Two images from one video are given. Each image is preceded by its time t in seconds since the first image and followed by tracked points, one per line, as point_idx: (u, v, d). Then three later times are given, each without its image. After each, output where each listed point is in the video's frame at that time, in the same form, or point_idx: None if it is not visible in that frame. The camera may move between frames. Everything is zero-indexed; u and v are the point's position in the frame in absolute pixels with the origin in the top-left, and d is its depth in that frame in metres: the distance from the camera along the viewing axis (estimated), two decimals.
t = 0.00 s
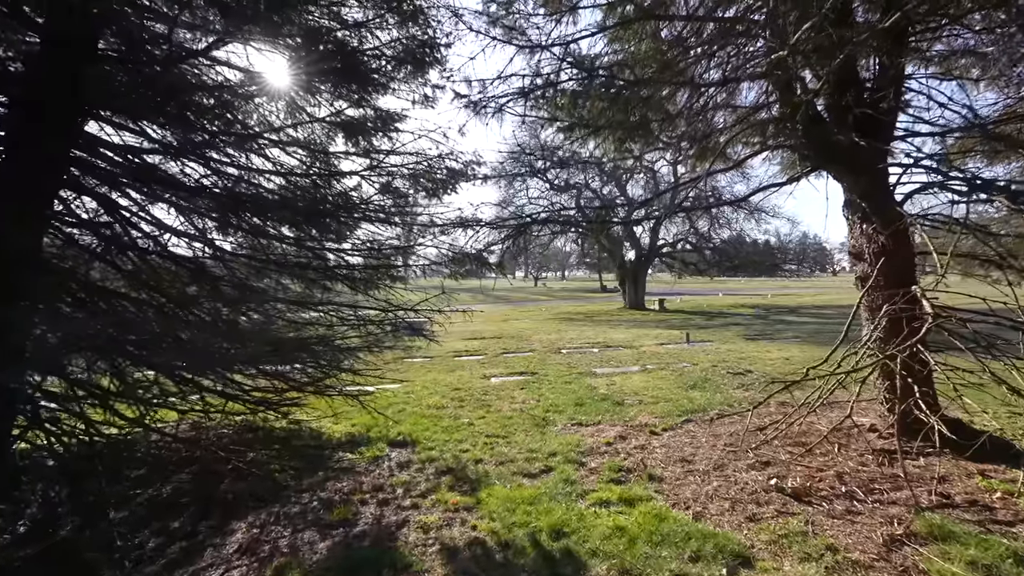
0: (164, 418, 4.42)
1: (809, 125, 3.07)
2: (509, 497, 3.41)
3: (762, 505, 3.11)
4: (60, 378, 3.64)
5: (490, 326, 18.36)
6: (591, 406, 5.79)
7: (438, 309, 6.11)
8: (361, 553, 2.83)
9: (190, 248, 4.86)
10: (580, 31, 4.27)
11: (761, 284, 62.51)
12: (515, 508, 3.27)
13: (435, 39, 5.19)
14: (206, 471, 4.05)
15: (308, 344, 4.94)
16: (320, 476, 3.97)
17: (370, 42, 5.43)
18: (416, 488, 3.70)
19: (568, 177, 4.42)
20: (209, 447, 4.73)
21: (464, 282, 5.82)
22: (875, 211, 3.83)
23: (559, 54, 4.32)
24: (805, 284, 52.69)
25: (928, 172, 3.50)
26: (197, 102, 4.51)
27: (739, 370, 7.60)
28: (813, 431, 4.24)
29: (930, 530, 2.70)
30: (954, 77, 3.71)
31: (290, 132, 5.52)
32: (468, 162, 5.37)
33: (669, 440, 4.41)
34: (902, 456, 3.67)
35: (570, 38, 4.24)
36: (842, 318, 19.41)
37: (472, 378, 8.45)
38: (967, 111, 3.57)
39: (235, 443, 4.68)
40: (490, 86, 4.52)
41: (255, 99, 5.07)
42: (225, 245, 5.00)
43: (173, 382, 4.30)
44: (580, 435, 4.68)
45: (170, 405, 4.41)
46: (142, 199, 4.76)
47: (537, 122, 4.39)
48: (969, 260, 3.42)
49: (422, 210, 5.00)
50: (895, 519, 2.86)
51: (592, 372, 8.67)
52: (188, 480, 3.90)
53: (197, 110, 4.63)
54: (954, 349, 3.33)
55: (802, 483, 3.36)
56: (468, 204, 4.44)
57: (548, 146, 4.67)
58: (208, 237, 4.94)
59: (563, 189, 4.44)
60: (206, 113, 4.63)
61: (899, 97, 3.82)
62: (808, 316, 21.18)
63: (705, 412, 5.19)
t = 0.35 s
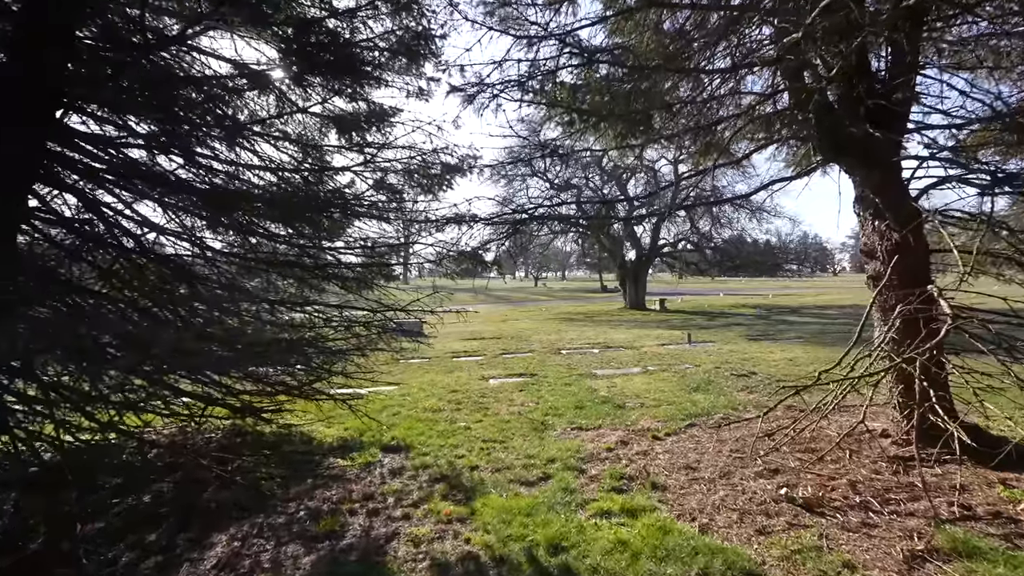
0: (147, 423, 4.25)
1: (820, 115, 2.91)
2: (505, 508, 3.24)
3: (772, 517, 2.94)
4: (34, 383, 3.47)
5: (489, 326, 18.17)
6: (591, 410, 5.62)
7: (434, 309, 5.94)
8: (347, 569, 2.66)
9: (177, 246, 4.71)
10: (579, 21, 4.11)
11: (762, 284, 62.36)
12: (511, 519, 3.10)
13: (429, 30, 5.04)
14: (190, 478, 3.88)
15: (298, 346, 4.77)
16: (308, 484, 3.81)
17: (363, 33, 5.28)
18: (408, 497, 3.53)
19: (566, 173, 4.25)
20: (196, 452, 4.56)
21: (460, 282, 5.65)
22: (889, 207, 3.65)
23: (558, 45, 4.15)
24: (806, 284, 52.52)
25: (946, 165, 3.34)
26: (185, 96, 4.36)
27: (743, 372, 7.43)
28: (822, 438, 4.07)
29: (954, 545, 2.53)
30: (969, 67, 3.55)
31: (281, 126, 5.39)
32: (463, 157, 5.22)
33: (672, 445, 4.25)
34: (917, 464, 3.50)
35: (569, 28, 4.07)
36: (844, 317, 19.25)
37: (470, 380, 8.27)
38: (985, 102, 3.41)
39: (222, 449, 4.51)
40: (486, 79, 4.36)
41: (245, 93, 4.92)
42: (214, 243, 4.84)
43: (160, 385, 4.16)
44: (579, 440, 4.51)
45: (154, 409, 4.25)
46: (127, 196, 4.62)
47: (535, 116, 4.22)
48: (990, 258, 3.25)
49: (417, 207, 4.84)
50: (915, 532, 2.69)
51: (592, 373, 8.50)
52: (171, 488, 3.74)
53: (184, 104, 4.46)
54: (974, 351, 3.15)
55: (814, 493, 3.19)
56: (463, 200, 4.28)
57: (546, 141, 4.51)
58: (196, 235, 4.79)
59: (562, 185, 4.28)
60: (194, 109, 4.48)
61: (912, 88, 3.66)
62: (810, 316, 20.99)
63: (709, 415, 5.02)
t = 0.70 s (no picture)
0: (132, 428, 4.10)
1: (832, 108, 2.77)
2: (502, 519, 3.09)
3: (783, 531, 2.79)
4: (8, 389, 3.33)
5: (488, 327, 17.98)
6: (591, 414, 5.47)
7: (431, 310, 5.79)
8: None
9: (165, 246, 4.57)
10: (579, 13, 3.96)
11: (763, 284, 62.20)
12: (508, 532, 2.95)
13: (425, 22, 4.76)
14: (174, 487, 3.73)
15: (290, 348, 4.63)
16: (297, 493, 3.66)
17: (358, 26, 5.13)
18: (401, 508, 3.38)
19: (566, 170, 4.10)
20: (184, 458, 4.41)
21: (457, 282, 5.50)
22: (903, 204, 3.49)
23: (557, 38, 3.99)
24: (807, 284, 52.33)
25: (963, 160, 3.18)
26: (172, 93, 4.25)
27: (747, 374, 7.27)
28: (831, 444, 3.91)
29: (979, 563, 2.38)
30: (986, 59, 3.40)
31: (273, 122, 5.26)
32: (460, 153, 5.08)
33: (676, 452, 4.10)
34: (932, 472, 3.35)
35: (569, 20, 3.92)
36: (846, 318, 19.11)
37: (468, 382, 8.11)
38: (1001, 96, 3.26)
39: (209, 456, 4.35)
40: (482, 72, 4.21)
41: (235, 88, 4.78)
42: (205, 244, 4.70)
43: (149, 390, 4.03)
44: (579, 446, 4.36)
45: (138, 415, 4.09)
46: (116, 195, 4.51)
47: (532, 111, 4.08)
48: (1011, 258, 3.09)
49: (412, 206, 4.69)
50: (935, 548, 2.54)
51: (593, 375, 8.35)
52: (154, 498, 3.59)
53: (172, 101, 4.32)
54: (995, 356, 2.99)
55: (826, 505, 3.03)
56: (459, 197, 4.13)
57: (545, 137, 4.36)
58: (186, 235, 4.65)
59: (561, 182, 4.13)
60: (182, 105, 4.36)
61: (926, 81, 3.50)
62: (812, 317, 20.81)
63: (713, 420, 4.87)
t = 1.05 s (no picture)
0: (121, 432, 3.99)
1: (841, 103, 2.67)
2: (500, 528, 2.98)
3: (792, 541, 2.68)
4: None
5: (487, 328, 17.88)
6: (591, 416, 5.37)
7: (428, 311, 5.69)
8: None
9: (157, 245, 4.48)
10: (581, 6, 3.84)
11: (763, 284, 62.13)
12: (505, 542, 2.84)
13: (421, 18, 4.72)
14: (163, 493, 3.63)
15: (283, 350, 4.53)
16: (288, 500, 3.55)
17: (353, 21, 5.05)
18: (395, 515, 3.27)
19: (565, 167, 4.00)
20: (174, 462, 4.30)
21: (456, 282, 5.39)
22: (914, 202, 3.38)
23: (557, 33, 3.89)
24: (807, 285, 52.20)
25: (978, 157, 3.08)
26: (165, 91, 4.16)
27: (749, 376, 7.17)
28: (839, 449, 3.81)
29: None
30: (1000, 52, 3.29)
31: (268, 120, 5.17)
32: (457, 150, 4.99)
33: (679, 456, 4.00)
34: (945, 479, 3.24)
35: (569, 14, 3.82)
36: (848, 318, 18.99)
37: (467, 384, 8.02)
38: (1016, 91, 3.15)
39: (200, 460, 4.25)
40: (481, 67, 4.11)
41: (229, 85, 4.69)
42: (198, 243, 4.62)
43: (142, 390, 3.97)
44: (579, 450, 4.25)
45: (126, 418, 3.98)
46: (107, 193, 4.43)
47: (532, 108, 3.98)
48: None
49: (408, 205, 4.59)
50: (952, 560, 2.43)
51: (593, 376, 8.23)
52: (142, 504, 3.49)
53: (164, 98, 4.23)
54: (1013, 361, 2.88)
55: (836, 513, 2.92)
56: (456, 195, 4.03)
57: (544, 133, 4.25)
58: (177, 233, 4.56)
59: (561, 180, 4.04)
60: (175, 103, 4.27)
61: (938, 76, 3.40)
62: (813, 317, 20.70)
63: (716, 423, 4.76)
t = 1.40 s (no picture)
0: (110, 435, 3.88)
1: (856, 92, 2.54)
2: (499, 535, 2.87)
3: (804, 550, 2.57)
4: None
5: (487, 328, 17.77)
6: (593, 418, 5.26)
7: (426, 310, 5.57)
8: None
9: (149, 243, 4.37)
10: None
11: (763, 284, 62.02)
12: (505, 550, 2.72)
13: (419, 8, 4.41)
14: (153, 498, 3.52)
15: (277, 350, 4.42)
16: (281, 505, 3.44)
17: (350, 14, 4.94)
18: (391, 521, 3.16)
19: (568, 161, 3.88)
20: (165, 466, 4.18)
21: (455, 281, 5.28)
22: (928, 197, 3.26)
23: (558, 24, 3.78)
24: (808, 285, 52.10)
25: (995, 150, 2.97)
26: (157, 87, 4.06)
27: (753, 376, 7.06)
28: (848, 452, 3.70)
29: None
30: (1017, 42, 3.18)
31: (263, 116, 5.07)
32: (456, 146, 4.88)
33: (683, 460, 3.88)
34: (960, 484, 3.13)
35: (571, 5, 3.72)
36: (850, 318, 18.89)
37: (466, 384, 7.91)
38: None
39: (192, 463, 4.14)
40: (480, 61, 4.01)
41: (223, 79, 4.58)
42: (191, 243, 4.50)
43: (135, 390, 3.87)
44: (581, 454, 4.14)
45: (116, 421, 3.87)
46: (98, 189, 4.32)
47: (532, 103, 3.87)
48: None
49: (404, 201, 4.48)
50: (973, 571, 2.32)
51: (593, 377, 8.12)
52: (130, 509, 3.38)
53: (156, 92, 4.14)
54: None
55: (848, 520, 2.81)
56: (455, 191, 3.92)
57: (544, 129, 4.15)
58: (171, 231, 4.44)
59: (562, 176, 3.91)
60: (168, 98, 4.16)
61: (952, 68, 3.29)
62: (815, 317, 20.60)
63: (722, 426, 4.64)
